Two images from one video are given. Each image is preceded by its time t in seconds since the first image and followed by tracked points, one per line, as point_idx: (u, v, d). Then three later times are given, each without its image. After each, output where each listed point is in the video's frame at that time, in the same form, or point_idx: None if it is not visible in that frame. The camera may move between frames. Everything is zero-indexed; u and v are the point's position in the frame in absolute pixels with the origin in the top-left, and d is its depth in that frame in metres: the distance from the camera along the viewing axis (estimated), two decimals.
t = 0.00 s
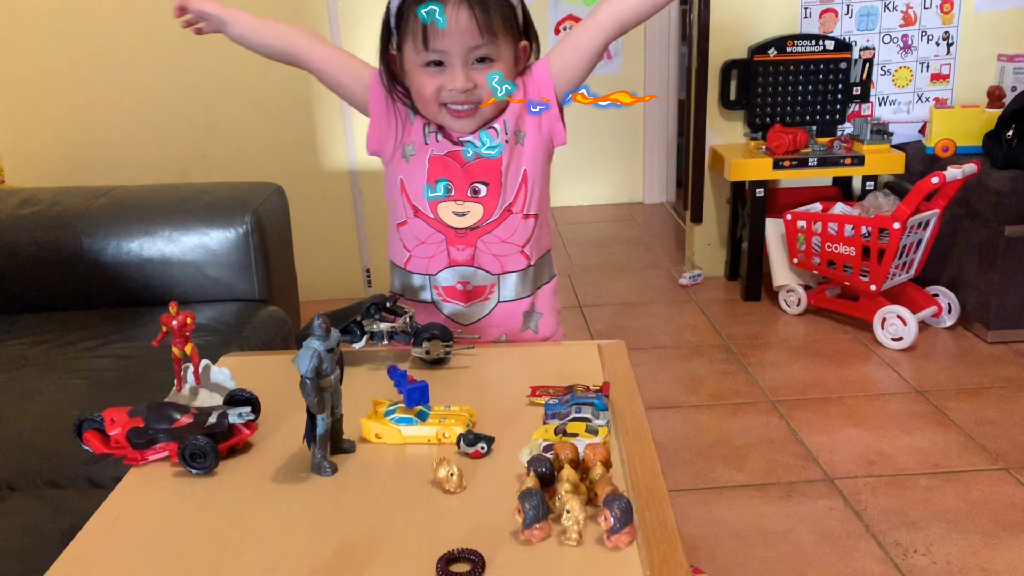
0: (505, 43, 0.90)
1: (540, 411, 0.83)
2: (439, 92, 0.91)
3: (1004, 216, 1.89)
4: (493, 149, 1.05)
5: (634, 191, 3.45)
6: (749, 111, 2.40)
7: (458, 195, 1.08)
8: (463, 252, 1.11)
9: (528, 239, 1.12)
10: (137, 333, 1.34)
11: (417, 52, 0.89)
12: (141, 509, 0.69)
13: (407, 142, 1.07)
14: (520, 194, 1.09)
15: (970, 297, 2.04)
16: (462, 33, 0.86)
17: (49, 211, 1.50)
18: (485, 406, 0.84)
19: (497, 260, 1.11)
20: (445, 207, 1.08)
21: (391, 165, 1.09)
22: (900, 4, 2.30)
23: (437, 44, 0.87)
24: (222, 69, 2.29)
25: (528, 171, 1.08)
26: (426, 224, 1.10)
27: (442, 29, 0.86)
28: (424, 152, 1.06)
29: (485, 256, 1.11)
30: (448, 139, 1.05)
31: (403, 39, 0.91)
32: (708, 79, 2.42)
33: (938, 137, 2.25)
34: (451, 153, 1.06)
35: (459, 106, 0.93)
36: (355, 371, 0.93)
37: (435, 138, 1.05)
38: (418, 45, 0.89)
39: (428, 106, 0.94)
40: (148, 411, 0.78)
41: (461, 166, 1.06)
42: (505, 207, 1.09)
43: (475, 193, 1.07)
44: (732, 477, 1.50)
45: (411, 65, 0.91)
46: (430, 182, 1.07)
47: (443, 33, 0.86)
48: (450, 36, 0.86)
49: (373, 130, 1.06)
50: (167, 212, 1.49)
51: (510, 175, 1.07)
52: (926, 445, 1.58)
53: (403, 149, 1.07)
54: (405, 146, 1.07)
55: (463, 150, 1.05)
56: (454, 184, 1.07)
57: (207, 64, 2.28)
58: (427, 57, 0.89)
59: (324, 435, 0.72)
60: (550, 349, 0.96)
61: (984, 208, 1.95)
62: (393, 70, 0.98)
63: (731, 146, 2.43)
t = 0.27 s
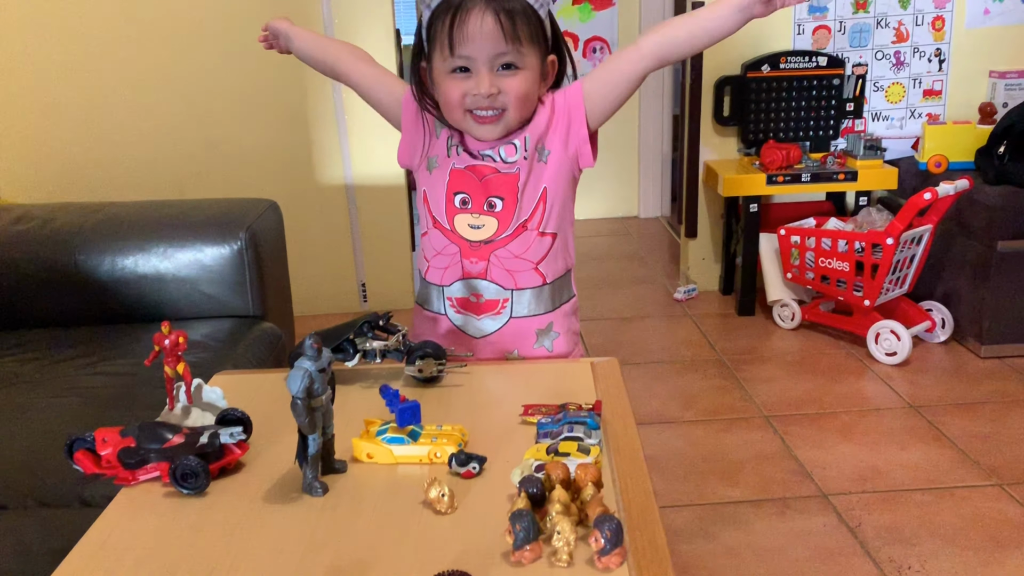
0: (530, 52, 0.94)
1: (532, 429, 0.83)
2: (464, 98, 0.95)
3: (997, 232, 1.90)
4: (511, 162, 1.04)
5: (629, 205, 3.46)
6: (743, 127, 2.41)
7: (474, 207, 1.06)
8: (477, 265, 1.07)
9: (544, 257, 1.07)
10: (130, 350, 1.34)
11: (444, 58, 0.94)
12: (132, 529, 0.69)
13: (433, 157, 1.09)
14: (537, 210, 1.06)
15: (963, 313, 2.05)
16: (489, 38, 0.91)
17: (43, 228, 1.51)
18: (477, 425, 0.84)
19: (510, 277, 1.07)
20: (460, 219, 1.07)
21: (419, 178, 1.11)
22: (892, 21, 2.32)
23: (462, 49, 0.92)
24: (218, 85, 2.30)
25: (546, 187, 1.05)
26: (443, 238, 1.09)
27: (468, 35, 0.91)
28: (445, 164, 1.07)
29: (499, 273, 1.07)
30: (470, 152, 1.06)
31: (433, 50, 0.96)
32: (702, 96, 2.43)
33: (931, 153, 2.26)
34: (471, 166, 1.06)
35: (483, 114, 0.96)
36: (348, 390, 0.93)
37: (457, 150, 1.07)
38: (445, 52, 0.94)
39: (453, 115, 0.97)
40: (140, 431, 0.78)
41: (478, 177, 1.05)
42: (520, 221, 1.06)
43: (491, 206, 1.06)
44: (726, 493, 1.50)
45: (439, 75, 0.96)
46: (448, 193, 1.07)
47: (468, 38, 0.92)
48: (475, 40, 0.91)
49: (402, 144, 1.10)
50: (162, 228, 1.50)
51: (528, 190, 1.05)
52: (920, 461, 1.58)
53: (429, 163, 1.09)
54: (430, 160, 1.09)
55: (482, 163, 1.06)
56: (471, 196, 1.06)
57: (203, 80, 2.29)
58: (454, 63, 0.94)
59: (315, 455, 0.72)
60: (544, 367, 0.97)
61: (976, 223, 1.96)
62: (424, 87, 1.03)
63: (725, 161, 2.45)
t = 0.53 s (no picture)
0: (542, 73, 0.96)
1: (525, 451, 0.83)
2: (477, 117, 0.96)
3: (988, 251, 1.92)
4: (519, 212, 1.06)
5: (624, 223, 3.47)
6: (735, 146, 2.43)
7: (481, 253, 1.07)
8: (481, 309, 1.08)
9: (544, 306, 1.08)
10: (125, 371, 1.34)
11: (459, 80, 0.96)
12: (125, 553, 0.69)
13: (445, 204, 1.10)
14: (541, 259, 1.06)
15: (955, 331, 2.06)
16: (501, 57, 0.94)
17: (39, 248, 1.51)
18: (471, 447, 0.85)
19: (511, 324, 1.07)
20: (467, 264, 1.07)
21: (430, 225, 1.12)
22: (882, 42, 2.35)
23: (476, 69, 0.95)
24: (215, 104, 2.31)
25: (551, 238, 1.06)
26: (449, 282, 1.09)
27: (481, 54, 0.94)
28: (455, 211, 1.09)
29: (501, 319, 1.07)
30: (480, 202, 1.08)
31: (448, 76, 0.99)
32: (695, 114, 2.45)
33: (922, 172, 2.28)
34: (480, 215, 1.07)
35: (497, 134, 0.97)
36: (342, 412, 0.93)
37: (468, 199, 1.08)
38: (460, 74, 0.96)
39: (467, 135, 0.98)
40: (134, 453, 0.78)
41: (486, 225, 1.06)
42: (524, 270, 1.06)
43: (497, 254, 1.06)
44: (721, 512, 1.50)
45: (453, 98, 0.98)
46: (456, 239, 1.08)
47: (482, 58, 0.94)
48: (488, 60, 0.94)
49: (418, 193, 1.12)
50: (158, 249, 1.50)
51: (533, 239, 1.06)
52: (914, 479, 1.58)
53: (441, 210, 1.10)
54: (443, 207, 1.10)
55: (491, 212, 1.07)
56: (478, 243, 1.07)
57: (200, 100, 2.31)
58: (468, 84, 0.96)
59: (309, 477, 0.73)
60: (537, 389, 0.97)
61: (968, 242, 1.98)
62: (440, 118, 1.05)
63: (718, 180, 2.47)
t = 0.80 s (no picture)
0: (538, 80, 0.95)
1: (527, 464, 0.84)
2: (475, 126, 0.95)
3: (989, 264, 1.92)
4: (528, 225, 1.06)
5: (624, 236, 3.48)
6: (735, 160, 2.44)
7: (490, 265, 1.07)
8: (489, 322, 1.09)
9: (548, 317, 1.09)
10: (127, 383, 1.34)
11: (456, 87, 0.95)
12: (126, 566, 0.69)
13: (450, 215, 1.09)
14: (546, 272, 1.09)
15: (956, 345, 2.06)
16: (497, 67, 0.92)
17: (41, 261, 1.52)
18: (471, 460, 0.85)
19: (519, 336, 1.08)
20: (475, 277, 1.07)
21: (430, 234, 1.10)
22: (881, 56, 2.37)
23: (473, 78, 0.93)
24: (218, 118, 2.33)
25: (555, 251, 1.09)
26: (454, 294, 1.08)
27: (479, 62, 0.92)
28: (462, 222, 1.08)
29: (507, 331, 1.08)
30: (487, 214, 1.07)
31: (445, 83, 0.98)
32: (695, 127, 2.46)
33: (922, 186, 2.29)
34: (488, 228, 1.07)
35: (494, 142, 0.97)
36: (343, 425, 0.93)
37: (475, 211, 1.07)
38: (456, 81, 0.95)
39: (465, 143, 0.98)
40: (136, 465, 0.79)
41: (496, 238, 1.07)
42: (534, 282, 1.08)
43: (507, 267, 1.07)
44: (722, 526, 1.50)
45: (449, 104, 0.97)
46: (464, 251, 1.07)
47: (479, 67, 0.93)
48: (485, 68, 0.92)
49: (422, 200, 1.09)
50: (159, 262, 1.51)
51: (540, 253, 1.08)
52: (915, 493, 1.58)
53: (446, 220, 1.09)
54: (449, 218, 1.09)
55: (500, 224, 1.07)
56: (488, 255, 1.07)
57: (203, 113, 2.32)
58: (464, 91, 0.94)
59: (311, 490, 0.73)
60: (538, 402, 0.97)
61: (967, 256, 1.98)
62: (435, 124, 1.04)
63: (718, 193, 2.48)
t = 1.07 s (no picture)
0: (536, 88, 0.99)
1: (531, 470, 0.83)
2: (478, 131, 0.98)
3: (994, 271, 1.92)
4: (527, 230, 1.07)
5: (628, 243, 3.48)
6: (739, 167, 2.44)
7: (489, 271, 1.07)
8: (488, 328, 1.09)
9: (546, 324, 1.10)
10: (131, 389, 1.34)
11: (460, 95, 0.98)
12: (130, 572, 0.69)
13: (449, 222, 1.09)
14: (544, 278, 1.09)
15: (961, 352, 2.05)
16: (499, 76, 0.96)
17: (46, 267, 1.52)
18: (475, 466, 0.85)
19: (518, 342, 1.08)
20: (474, 282, 1.07)
21: (429, 241, 1.10)
22: (885, 63, 2.37)
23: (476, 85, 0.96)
24: (223, 125, 2.34)
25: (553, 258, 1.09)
26: (454, 300, 1.09)
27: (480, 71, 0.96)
28: (461, 229, 1.08)
29: (507, 337, 1.08)
30: (486, 220, 1.08)
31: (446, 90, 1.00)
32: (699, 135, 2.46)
33: (926, 193, 2.29)
34: (486, 233, 1.07)
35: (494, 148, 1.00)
36: (347, 430, 0.93)
37: (474, 217, 1.08)
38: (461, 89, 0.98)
39: (466, 150, 1.00)
40: (141, 471, 0.79)
41: (494, 244, 1.07)
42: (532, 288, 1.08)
43: (505, 272, 1.07)
44: (726, 533, 1.49)
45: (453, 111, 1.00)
46: (463, 257, 1.07)
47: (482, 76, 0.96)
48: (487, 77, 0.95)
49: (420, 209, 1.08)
50: (164, 268, 1.51)
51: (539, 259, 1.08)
52: (920, 501, 1.57)
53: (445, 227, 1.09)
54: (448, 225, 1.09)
55: (498, 230, 1.07)
56: (487, 260, 1.07)
57: (208, 120, 2.33)
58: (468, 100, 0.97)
59: (315, 496, 0.72)
60: (542, 409, 0.97)
61: (972, 263, 1.98)
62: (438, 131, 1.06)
63: (722, 200, 2.48)
